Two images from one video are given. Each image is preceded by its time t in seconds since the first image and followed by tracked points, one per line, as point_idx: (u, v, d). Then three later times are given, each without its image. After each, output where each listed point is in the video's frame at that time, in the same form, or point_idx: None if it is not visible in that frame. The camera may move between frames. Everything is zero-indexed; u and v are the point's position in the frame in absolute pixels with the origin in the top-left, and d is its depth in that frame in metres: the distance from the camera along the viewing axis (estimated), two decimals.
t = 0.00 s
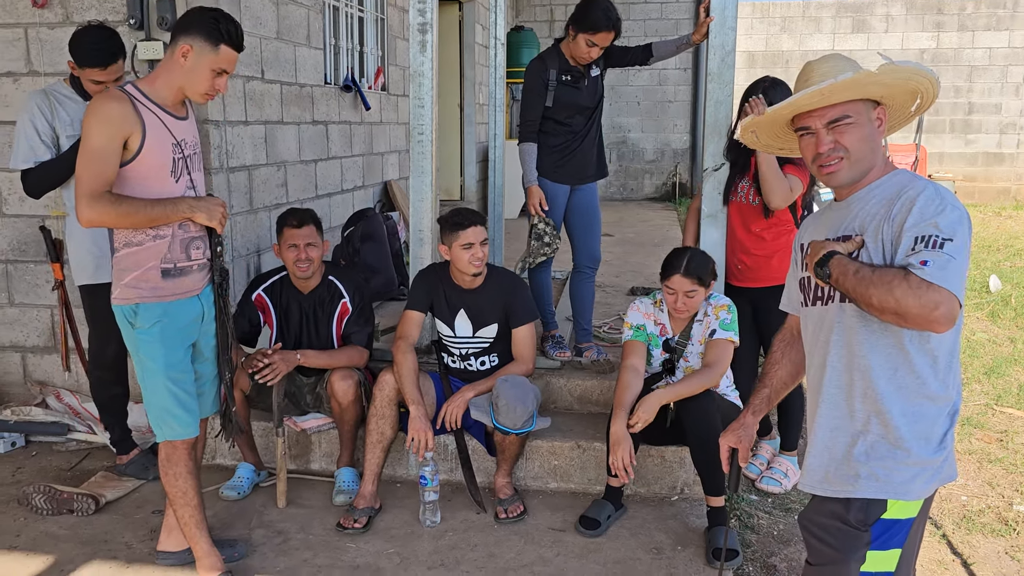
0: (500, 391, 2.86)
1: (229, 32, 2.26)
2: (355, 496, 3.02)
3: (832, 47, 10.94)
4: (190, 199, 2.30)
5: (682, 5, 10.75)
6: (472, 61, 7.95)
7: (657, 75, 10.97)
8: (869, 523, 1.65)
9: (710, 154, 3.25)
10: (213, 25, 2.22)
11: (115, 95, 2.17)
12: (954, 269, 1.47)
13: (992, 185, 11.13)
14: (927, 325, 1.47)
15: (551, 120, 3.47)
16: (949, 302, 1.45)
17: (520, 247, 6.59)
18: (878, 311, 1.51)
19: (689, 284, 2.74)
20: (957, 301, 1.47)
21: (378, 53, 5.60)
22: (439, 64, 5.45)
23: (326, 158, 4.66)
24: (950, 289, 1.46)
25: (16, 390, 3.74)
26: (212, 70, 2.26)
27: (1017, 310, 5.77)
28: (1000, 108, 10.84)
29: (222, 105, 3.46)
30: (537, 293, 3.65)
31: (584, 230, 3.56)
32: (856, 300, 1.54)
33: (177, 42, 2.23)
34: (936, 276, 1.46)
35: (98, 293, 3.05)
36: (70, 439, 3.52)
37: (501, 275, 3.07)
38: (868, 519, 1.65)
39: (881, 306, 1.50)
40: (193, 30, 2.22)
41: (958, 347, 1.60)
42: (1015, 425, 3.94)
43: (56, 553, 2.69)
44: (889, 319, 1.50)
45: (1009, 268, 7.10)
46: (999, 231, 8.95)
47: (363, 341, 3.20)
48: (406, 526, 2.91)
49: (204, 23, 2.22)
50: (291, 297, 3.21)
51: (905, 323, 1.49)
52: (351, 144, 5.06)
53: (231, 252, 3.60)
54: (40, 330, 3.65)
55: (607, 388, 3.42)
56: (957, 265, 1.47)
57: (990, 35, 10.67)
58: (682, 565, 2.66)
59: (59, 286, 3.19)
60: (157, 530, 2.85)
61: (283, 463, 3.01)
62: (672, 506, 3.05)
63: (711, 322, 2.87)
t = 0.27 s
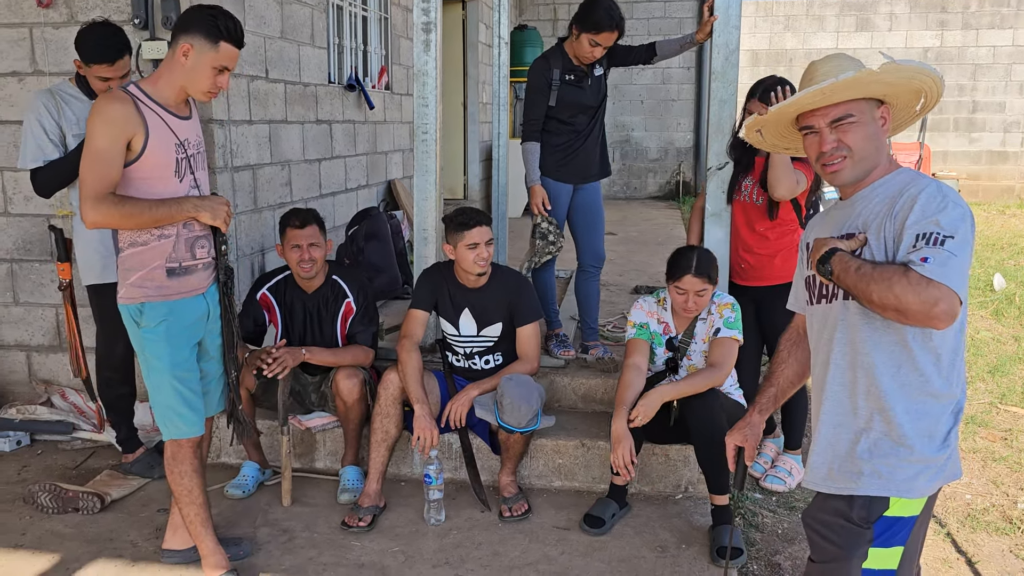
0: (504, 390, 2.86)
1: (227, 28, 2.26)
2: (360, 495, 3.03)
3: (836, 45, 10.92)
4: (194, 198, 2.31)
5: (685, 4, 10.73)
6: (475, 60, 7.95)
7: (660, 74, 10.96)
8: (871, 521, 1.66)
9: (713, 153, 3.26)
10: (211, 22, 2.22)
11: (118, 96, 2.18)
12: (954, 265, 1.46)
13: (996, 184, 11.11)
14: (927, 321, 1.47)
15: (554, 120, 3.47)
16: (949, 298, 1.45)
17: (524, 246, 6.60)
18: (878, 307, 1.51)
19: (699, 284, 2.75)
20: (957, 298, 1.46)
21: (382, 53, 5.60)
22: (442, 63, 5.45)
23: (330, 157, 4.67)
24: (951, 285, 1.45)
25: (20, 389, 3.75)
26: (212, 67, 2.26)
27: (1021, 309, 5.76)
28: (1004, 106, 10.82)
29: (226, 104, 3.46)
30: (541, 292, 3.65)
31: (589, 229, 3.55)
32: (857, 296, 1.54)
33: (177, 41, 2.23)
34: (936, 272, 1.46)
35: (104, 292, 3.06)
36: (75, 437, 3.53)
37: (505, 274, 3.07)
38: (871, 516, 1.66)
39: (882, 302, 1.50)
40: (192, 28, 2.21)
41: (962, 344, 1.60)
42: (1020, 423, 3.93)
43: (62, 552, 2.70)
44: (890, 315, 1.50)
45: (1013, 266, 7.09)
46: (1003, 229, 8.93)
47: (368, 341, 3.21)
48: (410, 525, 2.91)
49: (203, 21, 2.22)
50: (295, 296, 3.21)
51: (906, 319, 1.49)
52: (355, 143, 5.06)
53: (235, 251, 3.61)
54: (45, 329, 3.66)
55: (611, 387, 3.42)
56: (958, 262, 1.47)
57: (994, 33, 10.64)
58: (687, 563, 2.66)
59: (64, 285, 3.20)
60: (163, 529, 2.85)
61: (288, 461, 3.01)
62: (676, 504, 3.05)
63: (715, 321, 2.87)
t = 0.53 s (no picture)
0: (507, 388, 2.86)
1: (228, 26, 2.26)
2: (363, 493, 3.03)
3: (838, 44, 10.92)
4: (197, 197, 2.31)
5: (687, 3, 10.73)
6: (477, 59, 7.95)
7: (662, 73, 10.96)
8: (873, 518, 1.66)
9: (716, 151, 3.25)
10: (212, 20, 2.22)
11: (121, 96, 2.18)
12: (957, 262, 1.47)
13: (998, 182, 11.10)
14: (929, 317, 1.47)
15: (556, 119, 3.47)
16: (951, 294, 1.45)
17: (526, 245, 6.60)
18: (880, 303, 1.51)
19: (706, 283, 2.75)
20: (960, 294, 1.46)
21: (384, 52, 5.60)
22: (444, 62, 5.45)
23: (333, 156, 4.67)
24: (953, 281, 1.46)
25: (24, 388, 3.75)
26: (214, 65, 2.26)
27: None
28: (1006, 105, 10.81)
29: (229, 103, 3.47)
30: (544, 291, 3.64)
31: (591, 228, 3.55)
32: (858, 292, 1.55)
33: (179, 40, 2.23)
34: (939, 269, 1.46)
35: (109, 291, 3.07)
36: (78, 437, 3.55)
37: (509, 273, 3.08)
38: (872, 513, 1.65)
39: (884, 298, 1.50)
40: (193, 27, 2.22)
41: (966, 342, 1.60)
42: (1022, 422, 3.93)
43: (66, 550, 2.71)
44: (891, 311, 1.51)
45: (1015, 264, 7.09)
46: (1006, 228, 8.92)
47: (372, 339, 3.22)
48: (414, 523, 2.92)
49: (204, 19, 2.22)
50: (299, 294, 3.21)
51: (908, 315, 1.49)
52: (357, 143, 5.07)
53: (238, 250, 3.61)
54: (49, 328, 3.67)
55: (614, 386, 3.42)
56: (961, 258, 1.47)
57: (996, 31, 10.63)
58: (690, 562, 2.67)
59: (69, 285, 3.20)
60: (167, 528, 2.86)
61: (292, 460, 3.02)
62: (679, 503, 3.05)
63: (718, 320, 2.87)
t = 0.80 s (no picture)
0: (509, 387, 2.87)
1: (231, 25, 2.26)
2: (366, 492, 3.04)
3: (839, 42, 10.91)
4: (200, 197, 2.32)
5: (687, 1, 10.73)
6: (478, 58, 7.96)
7: (663, 72, 10.96)
8: (875, 515, 1.66)
9: (718, 150, 3.21)
10: (215, 19, 2.22)
11: (124, 97, 2.19)
12: (958, 256, 1.47)
13: (999, 181, 11.09)
14: (930, 312, 1.47)
15: (557, 118, 3.48)
16: (953, 289, 1.45)
17: (527, 244, 6.61)
18: (882, 298, 1.51)
19: (708, 283, 2.75)
20: (961, 289, 1.46)
21: (385, 51, 5.60)
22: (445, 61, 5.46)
23: (334, 155, 4.68)
24: (954, 276, 1.45)
25: (27, 388, 3.76)
26: (217, 64, 2.26)
27: None
28: (1007, 103, 10.81)
29: (231, 103, 3.47)
30: (546, 290, 3.65)
31: (593, 227, 3.56)
32: (859, 287, 1.56)
33: (182, 39, 2.24)
34: (940, 263, 1.46)
35: (112, 290, 3.08)
36: (82, 436, 3.56)
37: (510, 272, 3.09)
38: (874, 510, 1.66)
39: (885, 293, 1.50)
40: (196, 26, 2.22)
41: (968, 338, 1.60)
42: None
43: (70, 549, 2.72)
44: (893, 306, 1.51)
45: (1016, 263, 7.10)
46: (1007, 226, 8.92)
47: (374, 338, 3.22)
48: (416, 522, 2.93)
49: (206, 18, 2.22)
50: (302, 293, 3.22)
51: (909, 310, 1.49)
52: (359, 142, 5.07)
53: (240, 249, 3.62)
54: (51, 327, 3.67)
55: (616, 384, 3.43)
56: (962, 253, 1.47)
57: (998, 30, 10.62)
58: (692, 559, 2.67)
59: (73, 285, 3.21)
60: (170, 526, 2.87)
61: (294, 459, 3.02)
62: (681, 501, 3.06)
63: (720, 319, 2.88)
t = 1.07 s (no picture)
0: (511, 386, 2.87)
1: (233, 26, 2.26)
2: (368, 492, 3.04)
3: (838, 42, 10.92)
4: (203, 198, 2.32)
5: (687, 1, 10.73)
6: (478, 58, 7.96)
7: (662, 71, 10.96)
8: (875, 513, 1.67)
9: (719, 149, 3.21)
10: (218, 20, 2.23)
11: (128, 97, 2.19)
12: (960, 254, 1.47)
13: (999, 179, 11.10)
14: (932, 309, 1.48)
15: (557, 118, 3.48)
16: (955, 287, 1.46)
17: (528, 243, 6.61)
18: (883, 296, 1.52)
19: (708, 282, 2.76)
20: (963, 287, 1.47)
21: (385, 51, 5.61)
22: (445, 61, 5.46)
23: (335, 156, 4.68)
24: (956, 273, 1.46)
25: (28, 389, 3.77)
26: (220, 65, 2.27)
27: None
28: (1007, 102, 10.81)
29: (232, 104, 3.48)
30: (546, 290, 3.65)
31: (594, 227, 3.56)
32: (860, 286, 1.56)
33: (186, 40, 2.24)
34: (942, 261, 1.47)
35: (115, 291, 3.09)
36: (84, 436, 3.56)
37: (511, 272, 3.09)
38: (875, 508, 1.66)
39: (887, 291, 1.51)
40: (199, 28, 2.23)
41: (968, 336, 1.61)
42: None
43: (73, 549, 2.72)
44: (895, 305, 1.51)
45: (1017, 261, 7.10)
46: (1007, 225, 8.92)
47: (375, 337, 3.23)
48: (418, 521, 2.93)
49: (208, 19, 2.22)
50: (303, 294, 3.23)
51: (911, 308, 1.50)
52: (359, 142, 5.08)
53: (242, 249, 3.62)
54: (53, 329, 3.68)
55: (616, 383, 3.43)
56: (963, 251, 1.48)
57: (997, 28, 10.63)
58: (694, 558, 2.68)
59: (77, 286, 3.21)
60: (172, 526, 2.87)
61: (296, 459, 3.03)
62: (682, 500, 3.06)
63: (722, 319, 2.89)
